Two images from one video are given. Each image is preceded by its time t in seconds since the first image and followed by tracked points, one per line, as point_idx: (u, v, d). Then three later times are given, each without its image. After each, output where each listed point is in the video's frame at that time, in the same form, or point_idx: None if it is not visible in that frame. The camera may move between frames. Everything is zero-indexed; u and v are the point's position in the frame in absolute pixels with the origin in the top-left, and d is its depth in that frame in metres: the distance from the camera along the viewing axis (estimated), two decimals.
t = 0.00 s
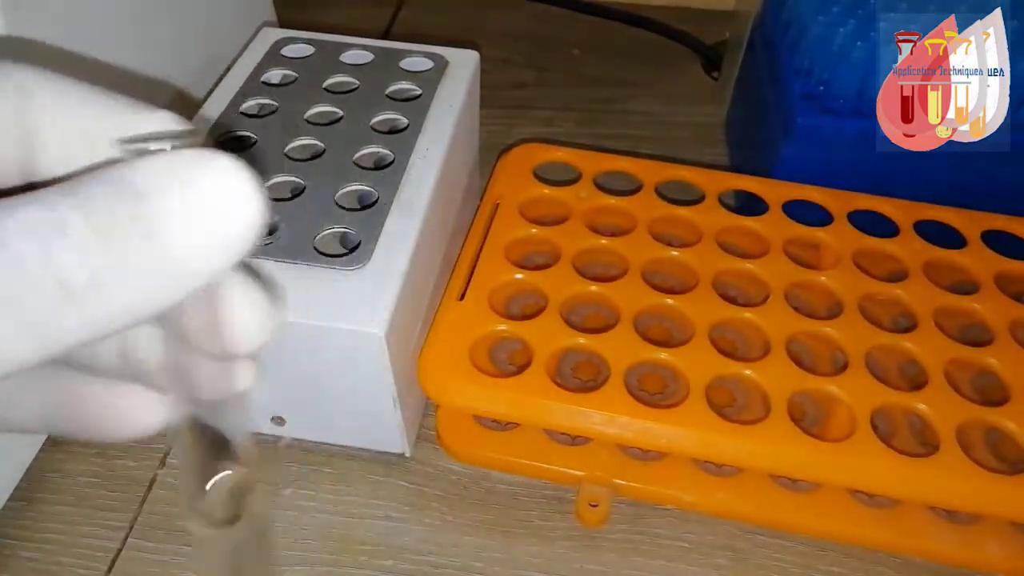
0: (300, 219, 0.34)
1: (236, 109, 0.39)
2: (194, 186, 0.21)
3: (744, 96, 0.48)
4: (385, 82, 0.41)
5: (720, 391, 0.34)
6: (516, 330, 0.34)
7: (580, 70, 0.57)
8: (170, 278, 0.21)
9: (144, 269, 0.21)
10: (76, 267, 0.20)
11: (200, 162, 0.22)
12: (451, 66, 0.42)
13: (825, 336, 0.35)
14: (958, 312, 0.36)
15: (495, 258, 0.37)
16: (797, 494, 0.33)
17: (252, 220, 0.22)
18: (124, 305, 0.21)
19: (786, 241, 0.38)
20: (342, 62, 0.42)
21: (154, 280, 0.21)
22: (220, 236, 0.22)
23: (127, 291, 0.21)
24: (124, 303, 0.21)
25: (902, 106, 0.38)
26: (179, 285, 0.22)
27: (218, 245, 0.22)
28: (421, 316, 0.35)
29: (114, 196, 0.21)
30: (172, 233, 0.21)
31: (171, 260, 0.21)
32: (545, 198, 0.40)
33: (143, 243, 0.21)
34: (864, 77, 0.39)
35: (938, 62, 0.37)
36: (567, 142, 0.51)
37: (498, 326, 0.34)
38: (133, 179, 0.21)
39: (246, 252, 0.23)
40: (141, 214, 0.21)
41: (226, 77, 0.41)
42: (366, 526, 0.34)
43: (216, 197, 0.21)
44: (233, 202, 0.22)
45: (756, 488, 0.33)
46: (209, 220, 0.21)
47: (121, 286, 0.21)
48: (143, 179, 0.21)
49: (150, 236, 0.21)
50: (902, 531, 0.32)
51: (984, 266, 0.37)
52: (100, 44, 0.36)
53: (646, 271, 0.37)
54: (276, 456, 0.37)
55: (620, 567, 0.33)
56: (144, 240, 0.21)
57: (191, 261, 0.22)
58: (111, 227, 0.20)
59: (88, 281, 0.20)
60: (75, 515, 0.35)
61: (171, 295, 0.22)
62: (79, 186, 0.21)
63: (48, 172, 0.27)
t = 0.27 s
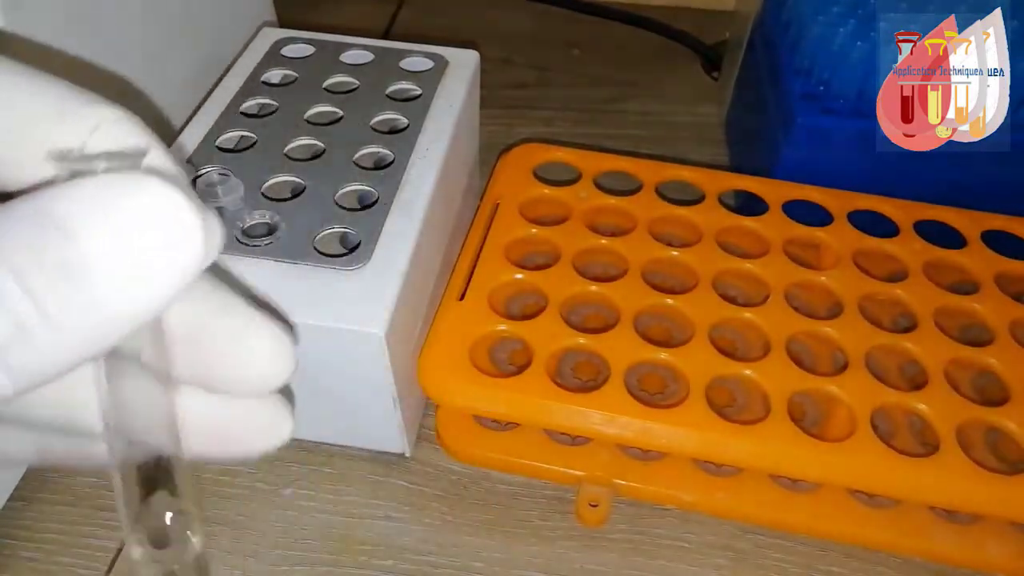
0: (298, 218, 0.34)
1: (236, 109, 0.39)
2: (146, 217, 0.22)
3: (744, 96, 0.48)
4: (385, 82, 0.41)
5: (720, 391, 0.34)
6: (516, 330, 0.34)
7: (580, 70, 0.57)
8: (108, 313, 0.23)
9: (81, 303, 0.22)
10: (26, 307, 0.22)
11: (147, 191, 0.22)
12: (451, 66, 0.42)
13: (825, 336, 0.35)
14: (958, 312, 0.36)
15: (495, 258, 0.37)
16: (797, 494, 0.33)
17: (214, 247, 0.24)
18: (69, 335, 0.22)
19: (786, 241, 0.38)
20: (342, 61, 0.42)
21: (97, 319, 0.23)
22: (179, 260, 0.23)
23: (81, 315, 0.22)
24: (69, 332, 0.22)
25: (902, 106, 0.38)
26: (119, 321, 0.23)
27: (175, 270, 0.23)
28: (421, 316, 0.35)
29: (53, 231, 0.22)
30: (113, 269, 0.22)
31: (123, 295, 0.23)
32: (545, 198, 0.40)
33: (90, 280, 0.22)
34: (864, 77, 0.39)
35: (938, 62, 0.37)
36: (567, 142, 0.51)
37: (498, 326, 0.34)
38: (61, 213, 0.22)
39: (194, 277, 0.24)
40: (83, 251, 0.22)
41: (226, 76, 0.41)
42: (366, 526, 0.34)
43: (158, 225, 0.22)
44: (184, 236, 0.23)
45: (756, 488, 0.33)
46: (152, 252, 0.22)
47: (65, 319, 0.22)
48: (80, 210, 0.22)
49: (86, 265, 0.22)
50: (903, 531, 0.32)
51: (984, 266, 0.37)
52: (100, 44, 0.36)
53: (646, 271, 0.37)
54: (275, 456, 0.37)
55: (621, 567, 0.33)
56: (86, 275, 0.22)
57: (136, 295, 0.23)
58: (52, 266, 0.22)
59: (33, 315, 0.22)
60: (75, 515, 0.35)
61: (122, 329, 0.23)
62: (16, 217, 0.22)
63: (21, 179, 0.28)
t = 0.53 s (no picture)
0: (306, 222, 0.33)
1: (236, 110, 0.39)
2: (142, 118, 0.22)
3: (744, 96, 0.48)
4: (386, 81, 0.41)
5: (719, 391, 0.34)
6: (516, 330, 0.34)
7: (579, 70, 0.57)
8: (149, 214, 0.22)
9: (121, 215, 0.22)
10: (44, 217, 0.21)
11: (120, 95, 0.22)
12: (451, 66, 0.42)
13: (825, 336, 0.35)
14: (958, 312, 0.36)
15: (495, 258, 0.37)
16: (797, 495, 0.33)
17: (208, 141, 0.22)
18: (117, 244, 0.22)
19: (786, 241, 0.38)
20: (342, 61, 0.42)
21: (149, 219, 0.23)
22: (189, 156, 0.22)
23: (126, 221, 0.22)
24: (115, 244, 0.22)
25: (902, 106, 0.38)
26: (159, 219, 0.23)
27: (186, 163, 0.22)
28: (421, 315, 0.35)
29: (78, 145, 0.22)
30: (133, 165, 0.22)
31: (144, 204, 0.22)
32: (545, 197, 0.40)
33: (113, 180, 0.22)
34: (865, 77, 0.39)
35: (938, 62, 0.37)
36: (567, 141, 0.51)
37: (498, 326, 0.34)
38: (80, 130, 0.22)
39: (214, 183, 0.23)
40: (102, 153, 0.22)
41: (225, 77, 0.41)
42: (366, 526, 0.34)
43: (158, 126, 0.22)
44: (185, 121, 0.22)
45: (756, 488, 0.33)
46: (151, 146, 0.22)
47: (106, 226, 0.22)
48: (106, 121, 0.22)
49: (127, 175, 0.22)
50: (903, 532, 0.32)
51: (984, 266, 0.37)
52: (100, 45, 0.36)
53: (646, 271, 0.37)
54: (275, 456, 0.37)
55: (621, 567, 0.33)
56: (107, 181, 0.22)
57: (159, 186, 0.22)
58: (77, 174, 0.22)
59: (73, 226, 0.22)
60: (75, 514, 0.35)
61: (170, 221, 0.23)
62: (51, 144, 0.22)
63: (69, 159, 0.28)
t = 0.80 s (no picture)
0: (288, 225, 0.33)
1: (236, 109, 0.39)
2: (205, 204, 0.23)
3: (744, 96, 0.48)
4: (386, 82, 0.41)
5: (720, 391, 0.35)
6: (516, 330, 0.34)
7: (579, 70, 0.57)
8: (217, 297, 0.23)
9: (194, 300, 0.22)
10: (125, 317, 0.21)
11: (177, 184, 0.23)
12: (451, 66, 0.42)
13: (825, 336, 0.35)
14: (958, 312, 0.36)
15: (496, 258, 0.37)
16: (797, 494, 0.33)
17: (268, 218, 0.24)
18: (189, 334, 0.22)
19: (786, 240, 0.38)
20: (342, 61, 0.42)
21: (217, 300, 0.23)
22: (252, 236, 0.23)
23: (192, 297, 0.22)
24: (190, 332, 0.22)
25: (902, 106, 0.38)
26: (225, 299, 0.23)
27: (253, 241, 0.23)
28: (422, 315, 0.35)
29: (143, 240, 0.22)
30: (199, 252, 0.23)
31: (207, 258, 0.23)
32: (545, 197, 0.40)
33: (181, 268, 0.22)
34: (865, 77, 0.39)
35: (938, 62, 0.37)
36: (567, 141, 0.51)
37: (498, 327, 0.34)
38: (143, 223, 0.22)
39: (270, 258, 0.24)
40: (168, 245, 0.22)
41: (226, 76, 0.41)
42: (367, 526, 0.34)
43: (222, 210, 0.23)
44: (244, 205, 0.23)
45: (756, 488, 0.33)
46: (219, 229, 0.23)
47: (180, 315, 0.22)
48: (161, 202, 0.23)
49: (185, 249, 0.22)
50: (902, 531, 0.32)
51: (984, 266, 0.37)
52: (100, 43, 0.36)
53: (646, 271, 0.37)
54: (276, 456, 0.37)
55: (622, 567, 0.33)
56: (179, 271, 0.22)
57: (217, 270, 0.23)
58: (147, 269, 0.22)
59: (151, 316, 0.21)
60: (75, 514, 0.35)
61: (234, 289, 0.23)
62: (107, 241, 0.22)
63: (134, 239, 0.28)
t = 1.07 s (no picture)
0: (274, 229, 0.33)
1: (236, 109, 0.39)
2: (280, 191, 0.24)
3: (743, 96, 0.48)
4: (386, 81, 0.41)
5: (719, 391, 0.35)
6: (516, 330, 0.34)
7: (579, 70, 0.57)
8: (290, 282, 0.24)
9: (265, 284, 0.24)
10: (203, 300, 0.23)
11: (258, 168, 0.25)
12: (451, 66, 0.42)
13: (825, 336, 0.35)
14: (958, 312, 0.36)
15: (496, 258, 0.37)
16: (797, 494, 0.33)
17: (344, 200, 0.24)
18: (261, 317, 0.24)
19: (787, 240, 0.38)
20: (342, 61, 0.42)
21: (290, 283, 0.24)
22: (325, 219, 0.24)
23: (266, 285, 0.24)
24: (261, 315, 0.24)
25: (902, 106, 0.38)
26: (299, 283, 0.24)
27: (321, 230, 0.24)
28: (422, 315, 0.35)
29: (222, 227, 0.24)
30: (274, 238, 0.24)
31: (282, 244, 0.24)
32: (545, 198, 0.40)
33: (258, 254, 0.24)
34: (865, 78, 0.39)
35: (938, 62, 0.37)
36: (567, 141, 0.51)
37: (498, 327, 0.34)
38: (225, 211, 0.24)
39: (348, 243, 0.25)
40: (246, 230, 0.24)
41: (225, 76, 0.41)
42: (367, 526, 0.34)
43: (294, 195, 0.24)
44: (320, 192, 0.24)
45: (756, 488, 0.33)
46: (294, 215, 0.24)
47: (253, 299, 0.23)
48: (242, 193, 0.24)
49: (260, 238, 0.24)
50: (902, 531, 0.32)
51: (983, 265, 0.37)
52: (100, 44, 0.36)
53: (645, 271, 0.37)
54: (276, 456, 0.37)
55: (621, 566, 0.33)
56: (251, 257, 0.24)
57: (291, 257, 0.24)
58: (222, 255, 0.23)
59: (225, 302, 0.23)
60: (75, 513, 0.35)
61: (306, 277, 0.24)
62: (191, 228, 0.24)
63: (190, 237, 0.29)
